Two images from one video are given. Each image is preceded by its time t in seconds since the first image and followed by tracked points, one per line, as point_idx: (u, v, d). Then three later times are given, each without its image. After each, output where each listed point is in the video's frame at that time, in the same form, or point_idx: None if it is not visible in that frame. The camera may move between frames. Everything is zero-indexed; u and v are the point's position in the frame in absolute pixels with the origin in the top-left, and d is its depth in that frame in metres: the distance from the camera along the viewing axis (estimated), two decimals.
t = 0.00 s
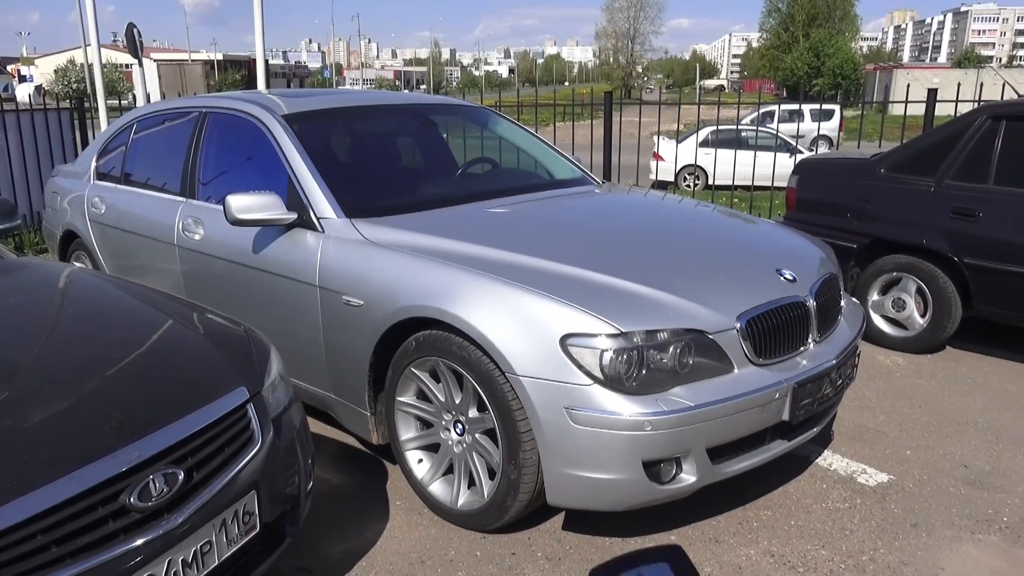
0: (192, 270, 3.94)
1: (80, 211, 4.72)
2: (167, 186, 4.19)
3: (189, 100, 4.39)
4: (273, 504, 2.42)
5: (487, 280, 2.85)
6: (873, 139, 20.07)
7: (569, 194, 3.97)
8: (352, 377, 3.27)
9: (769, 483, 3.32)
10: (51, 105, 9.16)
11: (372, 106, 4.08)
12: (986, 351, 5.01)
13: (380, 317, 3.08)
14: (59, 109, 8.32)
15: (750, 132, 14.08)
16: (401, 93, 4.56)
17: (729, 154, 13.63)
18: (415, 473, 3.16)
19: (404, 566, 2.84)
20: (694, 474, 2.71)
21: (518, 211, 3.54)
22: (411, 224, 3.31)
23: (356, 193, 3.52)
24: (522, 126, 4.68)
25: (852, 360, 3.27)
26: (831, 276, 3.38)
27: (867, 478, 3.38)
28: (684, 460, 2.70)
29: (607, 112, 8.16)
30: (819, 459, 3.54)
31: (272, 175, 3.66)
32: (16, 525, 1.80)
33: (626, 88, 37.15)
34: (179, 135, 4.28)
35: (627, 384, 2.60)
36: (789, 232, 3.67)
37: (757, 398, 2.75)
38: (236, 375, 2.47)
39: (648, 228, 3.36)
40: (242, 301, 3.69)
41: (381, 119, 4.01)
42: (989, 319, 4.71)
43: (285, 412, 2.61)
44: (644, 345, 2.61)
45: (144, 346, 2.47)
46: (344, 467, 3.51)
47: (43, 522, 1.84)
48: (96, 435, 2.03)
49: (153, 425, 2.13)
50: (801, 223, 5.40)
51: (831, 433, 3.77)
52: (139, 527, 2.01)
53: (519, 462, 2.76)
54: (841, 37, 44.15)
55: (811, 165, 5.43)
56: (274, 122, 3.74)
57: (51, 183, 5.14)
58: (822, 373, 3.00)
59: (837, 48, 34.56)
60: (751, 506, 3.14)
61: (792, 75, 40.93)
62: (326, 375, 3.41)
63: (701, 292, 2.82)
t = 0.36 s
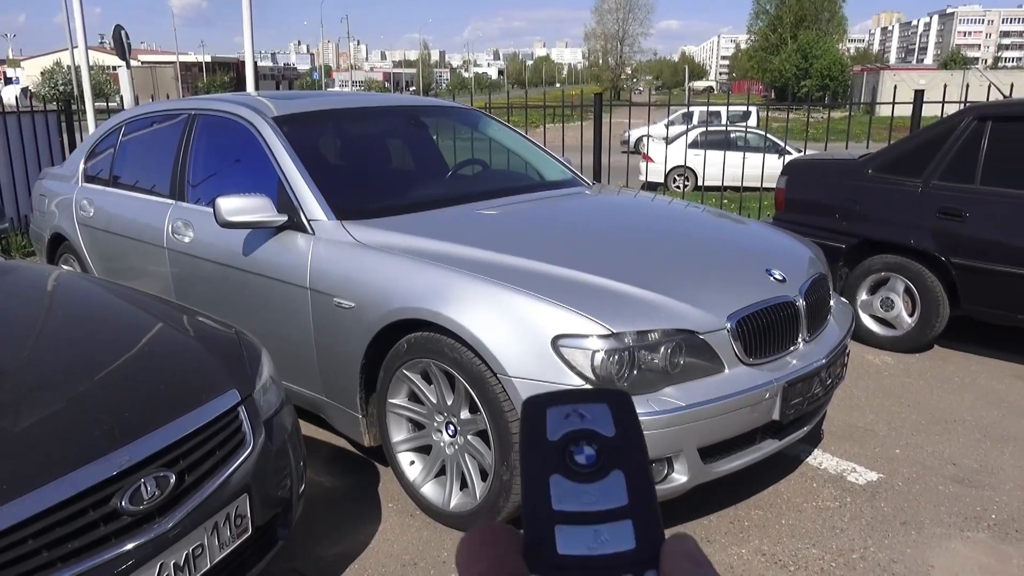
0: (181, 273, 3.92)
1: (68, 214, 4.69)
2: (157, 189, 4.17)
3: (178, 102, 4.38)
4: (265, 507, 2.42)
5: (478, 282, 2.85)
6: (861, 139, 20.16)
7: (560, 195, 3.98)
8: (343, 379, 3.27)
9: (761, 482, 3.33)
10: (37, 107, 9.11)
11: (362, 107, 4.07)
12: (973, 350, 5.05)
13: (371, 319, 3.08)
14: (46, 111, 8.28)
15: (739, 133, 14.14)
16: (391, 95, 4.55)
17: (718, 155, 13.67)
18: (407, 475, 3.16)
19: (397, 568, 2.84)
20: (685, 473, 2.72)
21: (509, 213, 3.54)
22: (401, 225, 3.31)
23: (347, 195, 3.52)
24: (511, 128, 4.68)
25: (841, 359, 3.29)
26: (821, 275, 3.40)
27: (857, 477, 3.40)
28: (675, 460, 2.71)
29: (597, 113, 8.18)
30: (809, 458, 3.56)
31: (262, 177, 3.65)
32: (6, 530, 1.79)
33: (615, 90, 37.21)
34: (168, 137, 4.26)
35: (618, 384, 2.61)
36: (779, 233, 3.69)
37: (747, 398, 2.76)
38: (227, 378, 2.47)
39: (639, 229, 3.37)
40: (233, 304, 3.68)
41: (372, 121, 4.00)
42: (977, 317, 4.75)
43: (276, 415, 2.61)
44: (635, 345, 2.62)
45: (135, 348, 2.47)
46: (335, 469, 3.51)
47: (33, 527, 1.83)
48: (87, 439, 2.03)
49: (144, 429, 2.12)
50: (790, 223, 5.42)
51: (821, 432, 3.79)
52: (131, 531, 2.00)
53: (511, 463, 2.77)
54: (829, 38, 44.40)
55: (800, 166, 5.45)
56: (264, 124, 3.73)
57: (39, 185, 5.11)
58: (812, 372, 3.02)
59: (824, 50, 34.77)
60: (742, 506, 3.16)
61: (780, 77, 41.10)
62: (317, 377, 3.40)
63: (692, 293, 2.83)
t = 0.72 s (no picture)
0: (172, 280, 3.91)
1: (58, 220, 4.68)
2: (148, 195, 4.16)
3: (168, 108, 4.37)
4: (257, 514, 2.41)
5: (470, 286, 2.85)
6: (851, 144, 20.26)
7: (551, 200, 3.99)
8: (335, 385, 3.26)
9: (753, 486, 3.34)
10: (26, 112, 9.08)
11: (353, 112, 4.07)
12: (963, 353, 5.07)
13: (363, 324, 3.08)
14: (36, 117, 8.25)
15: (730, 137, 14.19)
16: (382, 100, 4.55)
17: (709, 160, 13.72)
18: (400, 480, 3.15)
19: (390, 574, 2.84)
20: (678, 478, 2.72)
21: (501, 218, 3.55)
22: (392, 230, 3.31)
23: (338, 200, 3.51)
24: (503, 132, 4.69)
25: (832, 362, 3.30)
26: (811, 279, 3.41)
27: (848, 480, 3.41)
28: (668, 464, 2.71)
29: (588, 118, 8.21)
30: (801, 462, 3.57)
31: (254, 183, 3.65)
32: None
33: (607, 95, 37.31)
34: (159, 143, 4.26)
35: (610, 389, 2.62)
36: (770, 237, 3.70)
37: (739, 402, 2.77)
38: (218, 385, 2.47)
39: (630, 233, 3.38)
40: (224, 310, 3.68)
41: (363, 126, 4.00)
42: (966, 320, 4.77)
43: (268, 422, 2.61)
44: (626, 350, 2.64)
45: (126, 355, 2.46)
46: (328, 476, 3.50)
47: (24, 535, 1.82)
48: (77, 447, 2.02)
49: (134, 437, 2.12)
50: (781, 228, 5.44)
51: (813, 435, 3.80)
52: (122, 539, 1.99)
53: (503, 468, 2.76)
54: (819, 43, 44.63)
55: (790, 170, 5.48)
56: (255, 130, 3.73)
57: (29, 192, 5.09)
58: (802, 376, 3.04)
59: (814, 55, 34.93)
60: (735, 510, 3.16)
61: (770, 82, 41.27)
62: (309, 383, 3.40)
63: (684, 296, 2.83)
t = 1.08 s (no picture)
0: (167, 288, 3.91)
1: (53, 229, 4.67)
2: (143, 203, 4.16)
3: (163, 116, 4.37)
4: (253, 523, 2.40)
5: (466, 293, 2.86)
6: (845, 150, 20.35)
7: (547, 207, 3.99)
8: (331, 393, 3.26)
9: (750, 492, 3.35)
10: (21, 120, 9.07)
11: (348, 120, 4.08)
12: (958, 358, 5.09)
13: (359, 332, 3.08)
14: (31, 125, 8.24)
15: (725, 144, 14.23)
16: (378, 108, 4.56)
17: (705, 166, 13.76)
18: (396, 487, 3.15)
19: None
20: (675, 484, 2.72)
21: (497, 225, 3.55)
22: (388, 237, 3.31)
23: (334, 208, 3.51)
24: (498, 139, 4.69)
25: (828, 368, 3.31)
26: (806, 285, 3.43)
27: (845, 485, 3.42)
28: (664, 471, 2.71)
29: (584, 125, 8.23)
30: (797, 467, 3.58)
31: (249, 191, 3.64)
32: None
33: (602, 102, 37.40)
34: (154, 151, 4.25)
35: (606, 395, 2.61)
36: (765, 243, 3.71)
37: (735, 407, 2.78)
38: (215, 393, 2.46)
39: (626, 239, 3.39)
40: (220, 318, 3.67)
41: (359, 134, 4.00)
42: (961, 325, 4.79)
43: (264, 431, 2.61)
44: (622, 356, 2.63)
45: (121, 364, 2.46)
46: (325, 484, 3.49)
47: (20, 545, 1.81)
48: (73, 457, 2.01)
49: (130, 446, 2.11)
50: (776, 234, 5.45)
51: (810, 441, 3.81)
52: (117, 549, 1.98)
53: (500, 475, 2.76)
54: (813, 49, 44.84)
55: (784, 177, 5.49)
56: (250, 137, 3.73)
57: (24, 201, 5.08)
58: (798, 382, 3.05)
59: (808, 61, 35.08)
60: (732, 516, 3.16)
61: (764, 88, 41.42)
62: (305, 391, 3.39)
63: (680, 303, 2.83)
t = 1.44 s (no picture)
0: (163, 294, 3.90)
1: (49, 236, 4.66)
2: (138, 210, 4.16)
3: (159, 122, 4.37)
4: (251, 529, 2.40)
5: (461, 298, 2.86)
6: (841, 152, 20.36)
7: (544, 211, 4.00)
8: (328, 398, 3.26)
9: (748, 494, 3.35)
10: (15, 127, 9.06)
11: (344, 125, 4.08)
12: (954, 358, 5.10)
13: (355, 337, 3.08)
14: (26, 133, 8.22)
15: (720, 147, 14.27)
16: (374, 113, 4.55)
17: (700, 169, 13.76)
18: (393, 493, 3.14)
19: None
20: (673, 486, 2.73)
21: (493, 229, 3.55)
22: (384, 242, 3.31)
23: (330, 213, 3.51)
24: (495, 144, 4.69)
25: (824, 370, 3.32)
26: (803, 288, 3.43)
27: (843, 487, 3.42)
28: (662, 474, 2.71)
29: (579, 129, 8.23)
30: (795, 470, 3.58)
31: (245, 196, 3.64)
32: None
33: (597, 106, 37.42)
34: (150, 157, 4.25)
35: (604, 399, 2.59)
36: (761, 245, 3.71)
37: (732, 410, 2.79)
38: (212, 399, 2.46)
39: (622, 241, 3.39)
40: (216, 324, 3.67)
41: (355, 138, 4.00)
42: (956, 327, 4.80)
43: (261, 436, 2.61)
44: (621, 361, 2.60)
45: (118, 371, 2.45)
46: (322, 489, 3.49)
47: (17, 553, 1.81)
48: (69, 464, 2.01)
49: (126, 453, 2.11)
50: (771, 236, 5.45)
51: (807, 442, 3.81)
52: (114, 556, 1.98)
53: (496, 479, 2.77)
54: (808, 52, 44.92)
55: (780, 179, 5.50)
56: (246, 143, 3.73)
57: (19, 208, 5.07)
58: (795, 384, 3.05)
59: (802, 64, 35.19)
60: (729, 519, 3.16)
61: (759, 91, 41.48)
62: (301, 397, 3.39)
63: (677, 306, 2.83)
